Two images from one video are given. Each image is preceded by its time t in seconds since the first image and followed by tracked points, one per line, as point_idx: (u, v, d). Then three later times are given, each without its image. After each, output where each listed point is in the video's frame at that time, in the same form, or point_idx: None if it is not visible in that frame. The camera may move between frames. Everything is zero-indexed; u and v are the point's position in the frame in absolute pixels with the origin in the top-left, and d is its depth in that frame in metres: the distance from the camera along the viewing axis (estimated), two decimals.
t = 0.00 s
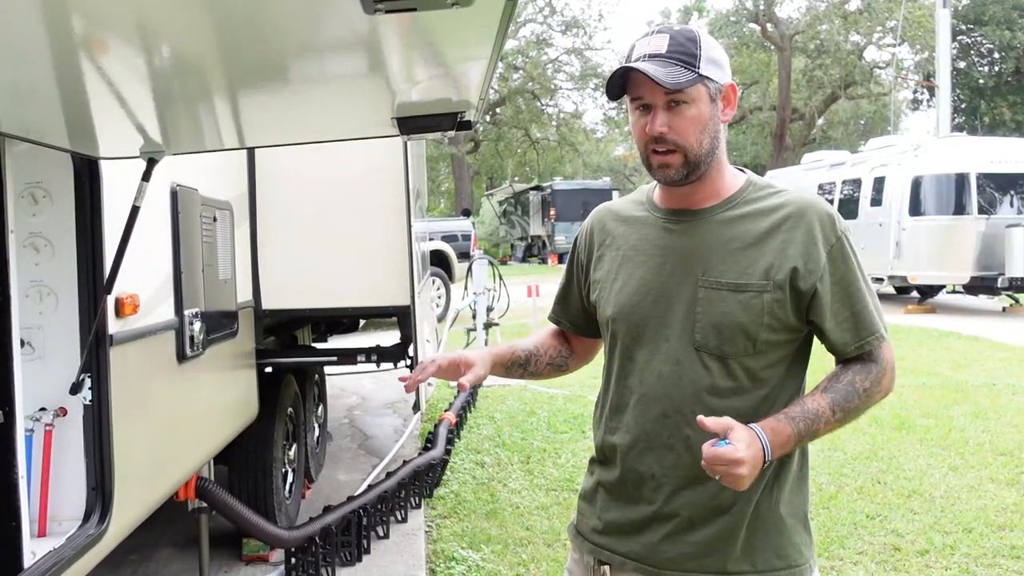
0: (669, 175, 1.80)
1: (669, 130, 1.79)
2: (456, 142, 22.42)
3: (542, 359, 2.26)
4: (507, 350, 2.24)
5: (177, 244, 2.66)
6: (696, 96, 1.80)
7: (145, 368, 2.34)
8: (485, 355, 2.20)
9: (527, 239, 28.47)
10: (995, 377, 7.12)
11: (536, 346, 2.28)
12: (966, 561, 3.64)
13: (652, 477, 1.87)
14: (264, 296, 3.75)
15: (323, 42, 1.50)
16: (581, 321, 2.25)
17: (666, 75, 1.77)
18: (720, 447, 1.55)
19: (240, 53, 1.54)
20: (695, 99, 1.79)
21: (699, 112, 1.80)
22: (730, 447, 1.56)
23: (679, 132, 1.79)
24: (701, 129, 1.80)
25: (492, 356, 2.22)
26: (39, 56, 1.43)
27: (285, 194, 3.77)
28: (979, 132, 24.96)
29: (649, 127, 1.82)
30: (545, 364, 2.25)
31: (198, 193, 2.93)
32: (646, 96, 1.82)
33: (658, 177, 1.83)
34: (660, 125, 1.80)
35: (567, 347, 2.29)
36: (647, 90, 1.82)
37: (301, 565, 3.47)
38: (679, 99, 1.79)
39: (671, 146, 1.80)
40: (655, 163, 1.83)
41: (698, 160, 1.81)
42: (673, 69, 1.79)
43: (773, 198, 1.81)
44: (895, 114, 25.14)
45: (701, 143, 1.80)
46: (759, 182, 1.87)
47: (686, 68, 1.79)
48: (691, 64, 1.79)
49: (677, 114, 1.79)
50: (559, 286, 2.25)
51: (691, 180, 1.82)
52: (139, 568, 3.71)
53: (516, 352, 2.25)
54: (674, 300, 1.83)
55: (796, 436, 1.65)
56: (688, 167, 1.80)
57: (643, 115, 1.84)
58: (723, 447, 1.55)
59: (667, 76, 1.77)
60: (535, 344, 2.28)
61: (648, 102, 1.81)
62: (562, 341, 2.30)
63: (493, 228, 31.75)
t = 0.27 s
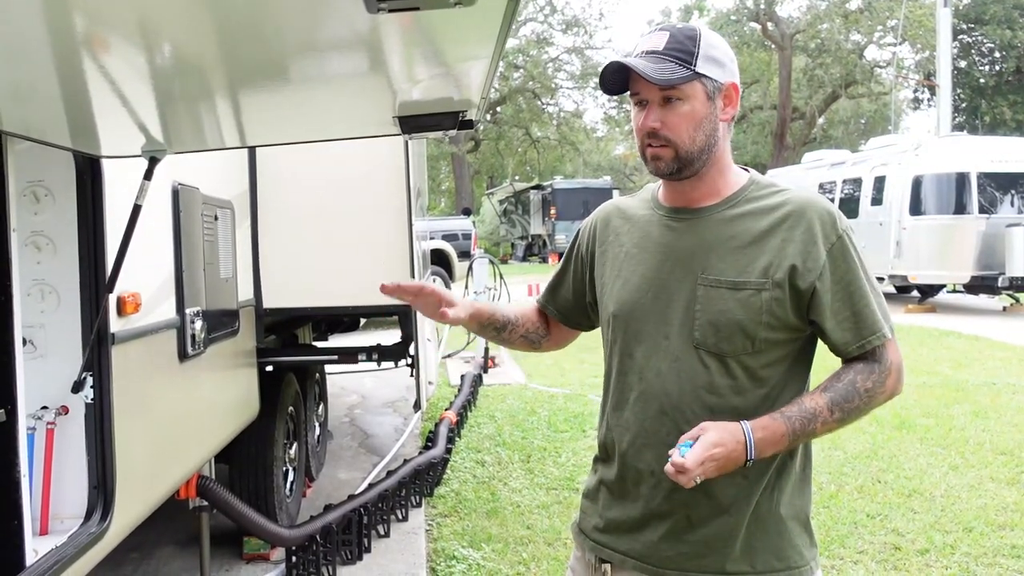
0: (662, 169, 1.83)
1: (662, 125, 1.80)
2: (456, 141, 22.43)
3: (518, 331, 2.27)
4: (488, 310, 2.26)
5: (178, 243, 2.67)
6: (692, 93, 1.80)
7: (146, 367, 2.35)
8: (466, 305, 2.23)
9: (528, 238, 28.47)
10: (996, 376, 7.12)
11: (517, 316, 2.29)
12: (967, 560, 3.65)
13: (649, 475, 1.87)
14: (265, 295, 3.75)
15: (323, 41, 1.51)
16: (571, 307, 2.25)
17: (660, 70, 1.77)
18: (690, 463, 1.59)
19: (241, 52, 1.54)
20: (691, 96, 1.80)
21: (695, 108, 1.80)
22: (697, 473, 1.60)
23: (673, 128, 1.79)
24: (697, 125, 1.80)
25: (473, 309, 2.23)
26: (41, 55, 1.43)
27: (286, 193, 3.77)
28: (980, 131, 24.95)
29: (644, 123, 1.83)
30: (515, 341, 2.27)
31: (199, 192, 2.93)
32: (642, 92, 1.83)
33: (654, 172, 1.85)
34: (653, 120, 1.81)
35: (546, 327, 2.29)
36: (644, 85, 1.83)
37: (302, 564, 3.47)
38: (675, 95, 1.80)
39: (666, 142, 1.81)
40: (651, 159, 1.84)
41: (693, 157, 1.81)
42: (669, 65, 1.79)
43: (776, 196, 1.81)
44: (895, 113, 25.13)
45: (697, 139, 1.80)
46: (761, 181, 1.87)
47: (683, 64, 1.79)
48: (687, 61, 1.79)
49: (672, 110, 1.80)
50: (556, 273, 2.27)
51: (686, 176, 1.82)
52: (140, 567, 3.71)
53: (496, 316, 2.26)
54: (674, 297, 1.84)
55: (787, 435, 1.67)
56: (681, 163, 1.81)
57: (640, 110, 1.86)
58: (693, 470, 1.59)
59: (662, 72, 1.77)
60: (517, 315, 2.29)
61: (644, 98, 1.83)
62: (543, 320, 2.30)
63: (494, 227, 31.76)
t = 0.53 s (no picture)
0: (658, 173, 1.83)
1: (652, 129, 1.81)
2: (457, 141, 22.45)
3: (518, 309, 2.31)
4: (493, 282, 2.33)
5: (179, 243, 2.67)
6: (681, 95, 1.80)
7: (147, 366, 2.35)
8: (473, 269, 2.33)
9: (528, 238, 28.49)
10: (996, 376, 7.12)
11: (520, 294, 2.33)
12: (967, 560, 3.65)
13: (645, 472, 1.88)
14: (267, 296, 3.76)
15: (324, 42, 1.51)
16: (575, 301, 2.25)
17: (644, 76, 1.79)
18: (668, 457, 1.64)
19: (242, 52, 1.54)
20: (679, 99, 1.80)
21: (684, 110, 1.80)
22: (674, 471, 1.64)
23: (662, 131, 1.80)
24: (688, 127, 1.81)
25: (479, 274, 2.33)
26: (43, 55, 1.44)
27: (287, 193, 3.77)
28: (981, 131, 24.95)
29: (636, 127, 1.85)
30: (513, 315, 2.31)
31: (200, 192, 2.94)
32: (632, 97, 1.84)
33: (652, 175, 1.87)
34: (643, 125, 1.82)
35: (548, 312, 2.31)
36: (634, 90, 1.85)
37: (302, 564, 3.47)
38: (662, 98, 1.80)
39: (657, 145, 1.82)
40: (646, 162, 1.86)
41: (686, 158, 1.81)
42: (654, 69, 1.80)
43: (776, 197, 1.81)
44: (896, 113, 25.13)
45: (688, 141, 1.81)
46: (762, 181, 1.86)
47: (668, 67, 1.79)
48: (673, 63, 1.79)
49: (660, 113, 1.81)
50: (559, 267, 2.26)
51: (682, 178, 1.83)
52: (141, 566, 3.72)
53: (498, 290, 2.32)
54: (671, 294, 1.84)
55: (777, 440, 1.68)
56: (674, 165, 1.81)
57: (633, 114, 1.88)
58: (669, 466, 1.63)
59: (645, 76, 1.79)
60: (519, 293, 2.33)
61: (634, 103, 1.84)
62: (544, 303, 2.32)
63: (494, 227, 31.77)
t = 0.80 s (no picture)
0: (681, 169, 1.81)
1: (675, 125, 1.80)
2: (457, 141, 22.45)
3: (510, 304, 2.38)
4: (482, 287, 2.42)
5: (179, 242, 2.67)
6: (700, 89, 1.80)
7: (148, 367, 2.35)
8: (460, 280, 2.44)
9: (529, 237, 28.49)
10: (997, 376, 7.12)
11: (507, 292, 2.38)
12: (968, 560, 3.65)
13: (639, 468, 1.88)
14: (266, 296, 3.76)
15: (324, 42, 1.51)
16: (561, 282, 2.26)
17: (668, 70, 1.78)
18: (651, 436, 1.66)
19: (242, 52, 1.54)
20: (700, 93, 1.80)
21: (705, 104, 1.80)
22: (658, 450, 1.66)
23: (686, 126, 1.79)
24: (708, 121, 1.81)
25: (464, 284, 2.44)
26: (43, 56, 1.44)
27: (288, 193, 3.77)
28: (981, 131, 24.94)
29: (655, 124, 1.83)
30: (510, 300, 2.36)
31: (201, 192, 2.94)
32: (651, 94, 1.83)
33: (669, 173, 1.85)
34: (665, 120, 1.81)
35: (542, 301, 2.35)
36: (652, 87, 1.84)
37: (303, 564, 3.48)
38: (683, 93, 1.80)
39: (680, 140, 1.80)
40: (664, 159, 1.84)
41: (708, 153, 1.81)
42: (674, 64, 1.79)
43: (784, 199, 1.81)
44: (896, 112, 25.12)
45: (709, 136, 1.81)
46: (769, 184, 1.87)
47: (688, 62, 1.79)
48: (692, 58, 1.80)
49: (683, 108, 1.80)
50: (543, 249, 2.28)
51: (702, 174, 1.82)
52: (141, 566, 3.72)
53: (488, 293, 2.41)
54: (674, 293, 1.84)
55: (764, 433, 1.69)
56: (697, 160, 1.80)
57: (650, 113, 1.86)
58: (652, 445, 1.66)
59: (669, 70, 1.78)
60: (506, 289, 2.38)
61: (653, 99, 1.83)
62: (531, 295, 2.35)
63: (495, 227, 31.79)
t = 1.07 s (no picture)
0: (686, 165, 1.81)
1: (680, 119, 1.80)
2: (458, 142, 22.46)
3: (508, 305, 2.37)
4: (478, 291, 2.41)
5: (181, 243, 2.68)
6: (702, 87, 1.82)
7: (150, 367, 2.36)
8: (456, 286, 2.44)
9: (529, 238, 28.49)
10: (998, 376, 7.12)
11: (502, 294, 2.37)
12: (968, 560, 3.65)
13: (638, 470, 1.88)
14: (268, 297, 3.76)
15: (325, 44, 1.52)
16: (558, 283, 2.26)
17: (675, 64, 1.79)
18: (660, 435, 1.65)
19: (243, 53, 1.55)
20: (703, 89, 1.82)
21: (707, 101, 1.82)
22: (664, 449, 1.66)
23: (691, 121, 1.80)
24: (711, 118, 1.82)
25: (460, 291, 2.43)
26: (45, 57, 1.44)
27: (289, 195, 3.78)
28: (982, 131, 24.93)
29: (660, 120, 1.83)
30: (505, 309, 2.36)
31: (202, 193, 2.94)
32: (654, 90, 1.84)
33: (670, 170, 1.84)
34: (670, 115, 1.81)
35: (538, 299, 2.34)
36: (656, 83, 1.85)
37: (304, 564, 3.48)
38: (687, 90, 1.82)
39: (685, 136, 1.80)
40: (668, 156, 1.83)
41: (710, 150, 1.82)
42: (678, 60, 1.81)
43: (786, 205, 1.82)
44: (896, 112, 25.12)
45: (713, 132, 1.82)
46: (769, 189, 1.88)
47: (693, 58, 1.82)
48: (695, 54, 1.82)
49: (687, 104, 1.81)
50: (540, 251, 2.29)
51: (707, 171, 1.82)
52: (142, 567, 3.72)
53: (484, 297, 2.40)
54: (677, 295, 1.84)
55: (758, 433, 1.70)
56: (702, 156, 1.81)
57: (652, 109, 1.86)
58: (660, 444, 1.65)
59: (673, 66, 1.80)
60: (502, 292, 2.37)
61: (657, 96, 1.84)
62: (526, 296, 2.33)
63: (496, 228, 31.80)
